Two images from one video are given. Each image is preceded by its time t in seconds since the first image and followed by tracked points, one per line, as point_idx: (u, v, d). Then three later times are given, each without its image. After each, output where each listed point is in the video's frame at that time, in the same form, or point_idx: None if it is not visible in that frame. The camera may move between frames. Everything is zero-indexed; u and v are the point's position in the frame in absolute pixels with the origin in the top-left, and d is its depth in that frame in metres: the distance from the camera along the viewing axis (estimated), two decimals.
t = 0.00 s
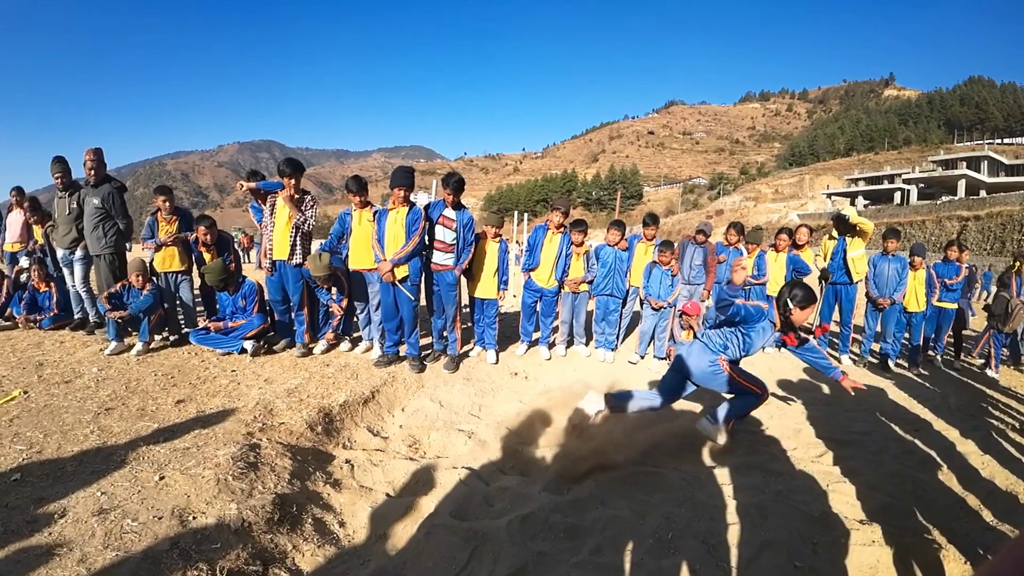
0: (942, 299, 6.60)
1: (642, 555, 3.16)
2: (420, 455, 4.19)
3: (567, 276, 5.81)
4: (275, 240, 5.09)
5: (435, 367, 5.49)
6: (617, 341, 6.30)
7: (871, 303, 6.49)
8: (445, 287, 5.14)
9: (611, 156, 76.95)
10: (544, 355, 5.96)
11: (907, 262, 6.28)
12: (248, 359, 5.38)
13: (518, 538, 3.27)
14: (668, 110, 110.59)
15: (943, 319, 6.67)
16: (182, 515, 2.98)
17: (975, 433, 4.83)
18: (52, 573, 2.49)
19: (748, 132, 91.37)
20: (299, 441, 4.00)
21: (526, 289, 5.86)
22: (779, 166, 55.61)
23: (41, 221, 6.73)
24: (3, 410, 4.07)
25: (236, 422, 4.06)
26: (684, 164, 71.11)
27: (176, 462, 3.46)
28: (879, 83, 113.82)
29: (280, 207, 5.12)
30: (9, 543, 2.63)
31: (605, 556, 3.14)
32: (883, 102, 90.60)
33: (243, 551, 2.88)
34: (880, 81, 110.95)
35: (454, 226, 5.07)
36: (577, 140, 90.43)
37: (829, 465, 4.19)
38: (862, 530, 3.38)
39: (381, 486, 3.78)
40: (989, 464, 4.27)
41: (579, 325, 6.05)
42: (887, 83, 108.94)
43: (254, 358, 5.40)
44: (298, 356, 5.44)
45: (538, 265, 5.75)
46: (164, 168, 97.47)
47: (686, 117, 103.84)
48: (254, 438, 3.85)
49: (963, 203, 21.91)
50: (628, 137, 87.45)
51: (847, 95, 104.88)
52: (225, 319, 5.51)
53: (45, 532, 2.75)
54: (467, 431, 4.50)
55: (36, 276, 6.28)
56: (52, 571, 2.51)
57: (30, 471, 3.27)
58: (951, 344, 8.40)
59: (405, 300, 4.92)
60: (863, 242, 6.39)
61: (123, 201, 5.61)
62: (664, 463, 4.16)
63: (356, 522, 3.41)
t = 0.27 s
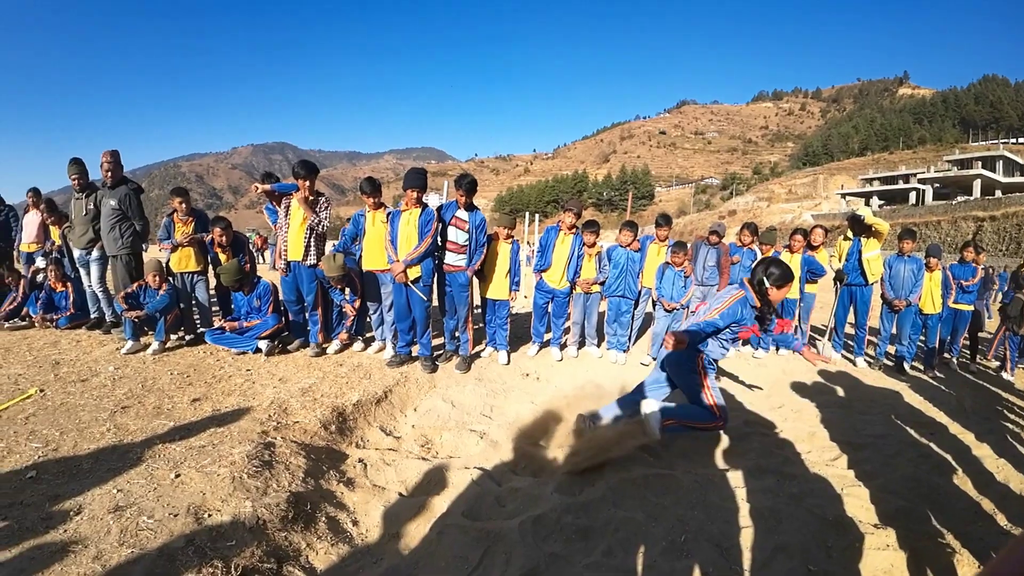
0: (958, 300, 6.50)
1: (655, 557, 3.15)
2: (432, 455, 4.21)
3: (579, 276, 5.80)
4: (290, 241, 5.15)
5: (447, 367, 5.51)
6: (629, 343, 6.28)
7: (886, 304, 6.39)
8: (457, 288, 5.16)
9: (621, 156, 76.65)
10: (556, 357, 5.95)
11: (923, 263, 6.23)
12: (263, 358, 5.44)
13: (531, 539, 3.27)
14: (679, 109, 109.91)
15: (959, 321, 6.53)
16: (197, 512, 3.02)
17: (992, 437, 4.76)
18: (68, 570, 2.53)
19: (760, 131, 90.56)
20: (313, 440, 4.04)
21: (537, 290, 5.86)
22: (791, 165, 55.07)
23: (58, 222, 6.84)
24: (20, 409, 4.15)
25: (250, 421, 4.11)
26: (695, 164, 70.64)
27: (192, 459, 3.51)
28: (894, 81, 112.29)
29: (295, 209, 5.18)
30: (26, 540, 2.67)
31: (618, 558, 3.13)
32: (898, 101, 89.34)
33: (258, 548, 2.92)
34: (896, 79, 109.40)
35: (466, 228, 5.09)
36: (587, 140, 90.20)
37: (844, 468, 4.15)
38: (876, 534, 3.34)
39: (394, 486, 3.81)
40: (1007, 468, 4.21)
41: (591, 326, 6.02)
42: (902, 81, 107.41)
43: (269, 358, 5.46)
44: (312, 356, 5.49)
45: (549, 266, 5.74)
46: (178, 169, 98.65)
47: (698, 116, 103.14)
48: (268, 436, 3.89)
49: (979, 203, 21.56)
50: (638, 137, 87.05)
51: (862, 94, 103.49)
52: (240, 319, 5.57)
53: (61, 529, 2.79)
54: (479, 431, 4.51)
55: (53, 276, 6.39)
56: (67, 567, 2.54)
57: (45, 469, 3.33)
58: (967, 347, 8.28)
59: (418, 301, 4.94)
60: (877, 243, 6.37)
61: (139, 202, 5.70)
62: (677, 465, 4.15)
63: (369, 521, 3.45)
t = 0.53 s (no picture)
0: (979, 303, 6.40)
1: (672, 560, 3.13)
2: (448, 455, 4.23)
3: (595, 278, 5.74)
4: (309, 242, 5.23)
5: (463, 368, 5.53)
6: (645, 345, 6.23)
7: (907, 307, 6.27)
8: (473, 289, 5.16)
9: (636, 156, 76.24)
10: (572, 358, 5.95)
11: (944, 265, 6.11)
12: (282, 358, 5.51)
13: (547, 540, 3.28)
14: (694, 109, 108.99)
15: (980, 324, 6.41)
16: (218, 509, 3.08)
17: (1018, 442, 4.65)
18: (89, 566, 2.59)
19: (777, 131, 89.41)
20: (331, 439, 4.09)
21: (553, 291, 5.88)
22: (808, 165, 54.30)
23: (82, 224, 6.99)
24: (44, 406, 4.26)
25: (270, 420, 4.17)
26: (710, 164, 69.97)
27: (212, 458, 3.58)
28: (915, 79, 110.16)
29: (314, 212, 5.26)
30: (47, 537, 2.74)
31: (634, 562, 3.12)
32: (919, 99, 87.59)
33: (277, 545, 2.97)
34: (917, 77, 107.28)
35: (483, 229, 5.10)
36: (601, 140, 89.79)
37: (865, 473, 4.09)
38: (897, 540, 3.29)
39: (411, 485, 3.85)
40: None
41: (607, 328, 6.00)
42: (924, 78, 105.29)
43: (288, 357, 5.53)
44: (330, 356, 5.55)
45: (565, 267, 5.74)
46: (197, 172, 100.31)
47: (714, 116, 102.16)
48: (288, 435, 3.95)
49: (1002, 203, 21.06)
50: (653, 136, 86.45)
51: (883, 92, 101.61)
52: (259, 320, 5.65)
53: (81, 526, 2.86)
54: (495, 432, 4.52)
55: (75, 277, 6.53)
56: (88, 563, 2.60)
57: (67, 465, 3.42)
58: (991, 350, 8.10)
59: (434, 302, 4.97)
60: (899, 244, 6.25)
61: (161, 205, 5.81)
62: (694, 469, 4.12)
63: (387, 520, 3.49)
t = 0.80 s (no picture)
0: (1006, 304, 6.23)
1: (695, 565, 3.11)
2: (469, 456, 4.26)
3: (615, 280, 5.75)
4: (332, 244, 5.30)
5: (483, 370, 5.56)
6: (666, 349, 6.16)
7: (933, 309, 6.12)
8: (493, 291, 5.19)
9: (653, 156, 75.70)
10: (591, 361, 5.93)
11: (971, 267, 5.97)
12: (305, 358, 5.60)
13: (568, 543, 3.29)
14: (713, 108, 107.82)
15: (1007, 326, 6.23)
16: (243, 507, 3.15)
17: None
18: (116, 563, 2.67)
19: (798, 129, 87.96)
20: (353, 439, 4.15)
21: (573, 293, 5.87)
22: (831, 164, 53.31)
23: (111, 227, 7.20)
24: (71, 405, 4.40)
25: (294, 419, 4.24)
26: (729, 164, 69.12)
27: (238, 456, 3.66)
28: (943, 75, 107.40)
29: (337, 215, 5.33)
30: (73, 533, 2.84)
31: (656, 566, 3.11)
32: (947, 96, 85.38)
33: (301, 544, 3.03)
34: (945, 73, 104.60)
35: (503, 232, 5.14)
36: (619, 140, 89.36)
37: (892, 479, 4.01)
38: (922, 547, 3.23)
39: (433, 486, 3.89)
40: None
41: (626, 331, 6.00)
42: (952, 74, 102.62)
43: (311, 358, 5.62)
44: (352, 357, 5.63)
45: (585, 269, 5.72)
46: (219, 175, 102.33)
47: (734, 116, 100.85)
48: (312, 434, 4.02)
49: None
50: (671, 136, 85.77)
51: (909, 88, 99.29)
52: (284, 321, 5.75)
53: (109, 523, 2.95)
54: (515, 434, 4.54)
55: (103, 279, 6.71)
56: (115, 560, 2.68)
57: (93, 463, 3.52)
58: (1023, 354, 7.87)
59: (455, 304, 5.00)
60: (924, 245, 6.12)
61: (188, 209, 5.95)
62: (716, 473, 4.08)
63: (408, 520, 3.53)
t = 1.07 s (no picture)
0: None
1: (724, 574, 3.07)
2: (496, 459, 4.29)
3: (642, 283, 5.73)
4: (363, 248, 5.37)
5: (509, 373, 5.58)
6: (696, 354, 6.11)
7: (970, 314, 5.92)
8: (520, 294, 5.22)
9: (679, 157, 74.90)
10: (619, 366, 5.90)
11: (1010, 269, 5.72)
12: (336, 359, 5.71)
13: (596, 548, 3.28)
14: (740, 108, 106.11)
15: None
16: (276, 503, 3.23)
17: None
18: (149, 557, 2.75)
19: (829, 129, 85.89)
20: (383, 439, 4.22)
21: (600, 296, 5.85)
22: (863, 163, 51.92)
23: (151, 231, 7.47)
24: (108, 402, 4.57)
25: (326, 419, 4.33)
26: (756, 164, 67.89)
27: (272, 454, 3.75)
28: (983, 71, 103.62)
29: (367, 219, 5.41)
30: (108, 527, 2.92)
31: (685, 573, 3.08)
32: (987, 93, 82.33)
33: (332, 541, 3.09)
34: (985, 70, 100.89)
35: (530, 235, 5.16)
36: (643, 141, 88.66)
37: (928, 489, 3.89)
38: (955, 557, 3.14)
39: (460, 487, 3.92)
40: None
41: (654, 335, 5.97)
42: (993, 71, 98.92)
43: (341, 359, 5.72)
44: (381, 358, 5.71)
45: (612, 272, 5.71)
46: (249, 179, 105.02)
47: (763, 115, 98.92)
48: (342, 434, 4.10)
49: None
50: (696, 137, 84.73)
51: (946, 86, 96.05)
52: (315, 322, 5.90)
53: (143, 517, 3.04)
54: (542, 438, 4.54)
55: (140, 281, 6.94)
56: (149, 554, 2.76)
57: (129, 459, 3.64)
58: None
59: (481, 307, 5.04)
60: (961, 247, 5.93)
61: (223, 213, 6.13)
62: (746, 481, 4.02)
63: (436, 520, 3.57)
